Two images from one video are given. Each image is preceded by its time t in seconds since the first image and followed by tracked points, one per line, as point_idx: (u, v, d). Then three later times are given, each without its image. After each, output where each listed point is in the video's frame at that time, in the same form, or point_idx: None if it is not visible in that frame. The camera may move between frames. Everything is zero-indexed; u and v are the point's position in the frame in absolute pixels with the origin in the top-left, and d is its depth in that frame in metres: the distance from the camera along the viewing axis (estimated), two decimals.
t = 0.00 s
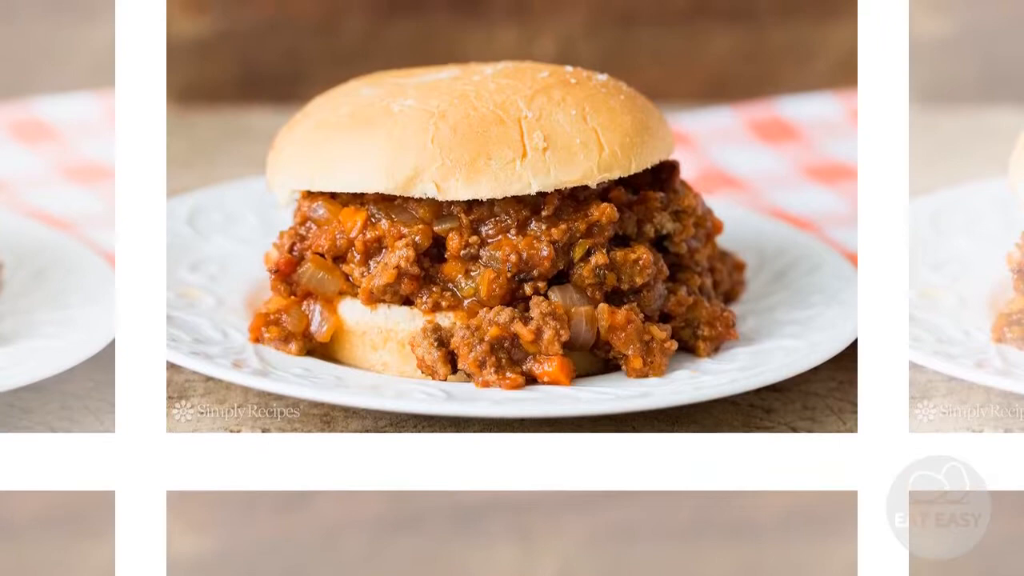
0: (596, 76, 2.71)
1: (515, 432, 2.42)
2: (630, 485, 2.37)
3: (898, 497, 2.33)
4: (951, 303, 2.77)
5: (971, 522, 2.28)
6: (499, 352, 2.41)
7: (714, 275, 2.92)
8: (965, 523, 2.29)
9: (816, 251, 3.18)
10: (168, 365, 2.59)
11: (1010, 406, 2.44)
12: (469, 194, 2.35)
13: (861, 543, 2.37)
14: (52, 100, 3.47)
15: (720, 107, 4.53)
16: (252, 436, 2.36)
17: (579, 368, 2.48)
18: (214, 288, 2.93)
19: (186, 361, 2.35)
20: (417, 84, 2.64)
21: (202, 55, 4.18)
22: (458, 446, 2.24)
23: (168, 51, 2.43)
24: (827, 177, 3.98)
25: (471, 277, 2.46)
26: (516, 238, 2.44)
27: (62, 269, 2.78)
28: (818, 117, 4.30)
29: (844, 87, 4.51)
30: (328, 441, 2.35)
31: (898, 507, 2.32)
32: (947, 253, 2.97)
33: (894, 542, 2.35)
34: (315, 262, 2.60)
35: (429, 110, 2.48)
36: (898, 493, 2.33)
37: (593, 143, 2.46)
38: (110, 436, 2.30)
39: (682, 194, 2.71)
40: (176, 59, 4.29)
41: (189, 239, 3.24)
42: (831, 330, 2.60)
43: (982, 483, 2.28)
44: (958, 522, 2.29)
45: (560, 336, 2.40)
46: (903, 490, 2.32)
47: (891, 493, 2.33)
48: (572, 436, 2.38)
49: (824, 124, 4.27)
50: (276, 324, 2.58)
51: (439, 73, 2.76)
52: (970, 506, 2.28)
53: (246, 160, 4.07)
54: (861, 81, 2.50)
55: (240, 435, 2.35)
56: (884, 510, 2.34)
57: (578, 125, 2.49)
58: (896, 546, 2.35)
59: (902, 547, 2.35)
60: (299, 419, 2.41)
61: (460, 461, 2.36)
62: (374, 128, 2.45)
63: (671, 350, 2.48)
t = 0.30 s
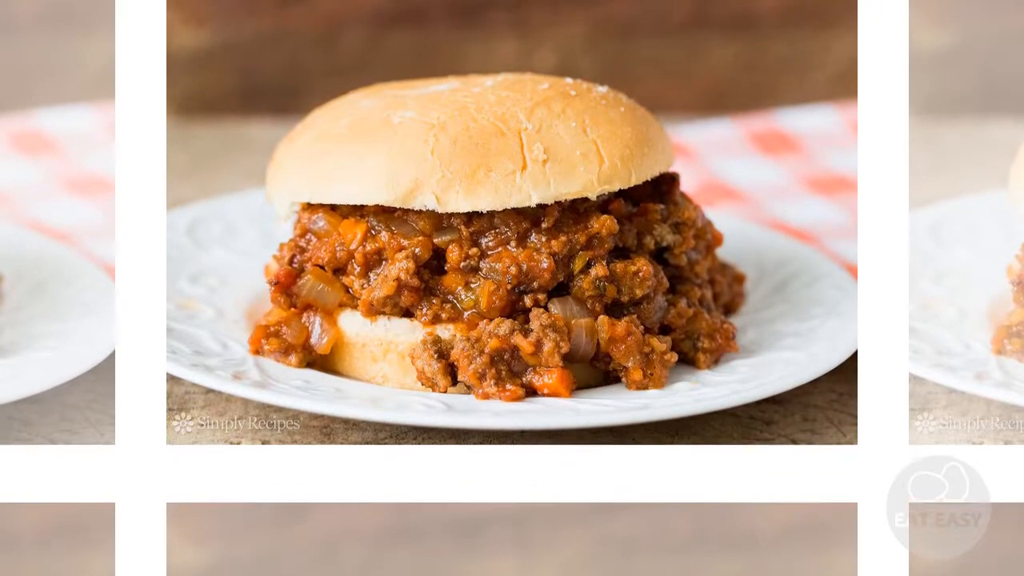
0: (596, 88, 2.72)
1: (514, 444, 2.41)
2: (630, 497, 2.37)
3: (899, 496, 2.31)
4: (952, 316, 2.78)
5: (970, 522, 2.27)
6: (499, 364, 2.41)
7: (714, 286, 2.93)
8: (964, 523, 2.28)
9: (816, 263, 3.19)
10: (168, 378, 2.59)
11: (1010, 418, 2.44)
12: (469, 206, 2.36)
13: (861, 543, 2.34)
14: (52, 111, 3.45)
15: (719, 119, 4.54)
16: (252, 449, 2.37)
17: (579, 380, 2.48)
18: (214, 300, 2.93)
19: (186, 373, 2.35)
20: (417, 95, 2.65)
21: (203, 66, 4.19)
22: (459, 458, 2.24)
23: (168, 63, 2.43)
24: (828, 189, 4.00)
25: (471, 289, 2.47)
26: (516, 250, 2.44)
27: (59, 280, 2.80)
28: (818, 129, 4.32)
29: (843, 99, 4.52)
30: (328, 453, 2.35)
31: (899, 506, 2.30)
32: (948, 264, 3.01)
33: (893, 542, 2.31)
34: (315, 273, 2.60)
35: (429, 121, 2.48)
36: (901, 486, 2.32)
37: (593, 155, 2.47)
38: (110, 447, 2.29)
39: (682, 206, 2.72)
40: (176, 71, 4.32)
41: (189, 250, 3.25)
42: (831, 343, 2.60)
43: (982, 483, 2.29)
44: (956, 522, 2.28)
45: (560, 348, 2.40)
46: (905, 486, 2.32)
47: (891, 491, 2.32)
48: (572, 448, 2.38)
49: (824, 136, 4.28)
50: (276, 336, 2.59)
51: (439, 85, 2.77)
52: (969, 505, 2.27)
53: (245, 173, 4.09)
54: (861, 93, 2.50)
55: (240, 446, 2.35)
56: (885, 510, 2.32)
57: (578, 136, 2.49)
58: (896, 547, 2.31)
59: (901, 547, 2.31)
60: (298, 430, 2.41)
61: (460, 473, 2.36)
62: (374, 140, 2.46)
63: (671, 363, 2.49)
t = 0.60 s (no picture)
0: (596, 100, 2.73)
1: (514, 456, 2.41)
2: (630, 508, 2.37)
3: (899, 495, 2.29)
4: (952, 329, 2.79)
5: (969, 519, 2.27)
6: (499, 375, 2.41)
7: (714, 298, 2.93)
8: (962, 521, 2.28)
9: (816, 274, 3.19)
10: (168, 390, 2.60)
11: (1010, 429, 2.45)
12: (469, 217, 2.36)
13: (861, 544, 2.34)
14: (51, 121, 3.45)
15: (719, 130, 4.55)
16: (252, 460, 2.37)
17: (579, 392, 2.48)
18: (215, 312, 2.93)
19: (186, 385, 2.35)
20: (417, 108, 2.65)
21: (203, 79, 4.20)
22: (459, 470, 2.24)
23: (168, 76, 2.44)
24: (828, 202, 4.00)
25: (471, 300, 2.47)
26: (516, 262, 2.45)
27: (60, 292, 2.81)
28: (818, 141, 4.33)
29: (843, 111, 4.53)
30: (329, 465, 2.35)
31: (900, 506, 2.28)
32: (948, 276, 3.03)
33: (894, 543, 2.28)
34: (315, 286, 2.60)
35: (429, 134, 2.49)
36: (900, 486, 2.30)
37: (593, 166, 2.47)
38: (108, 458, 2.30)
39: (682, 218, 2.72)
40: (177, 83, 4.33)
41: (189, 262, 3.25)
42: (831, 355, 2.60)
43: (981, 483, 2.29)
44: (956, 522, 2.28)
45: (560, 360, 2.40)
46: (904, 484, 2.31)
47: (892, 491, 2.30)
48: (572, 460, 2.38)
49: (823, 148, 4.29)
50: (276, 348, 2.59)
51: (439, 97, 2.78)
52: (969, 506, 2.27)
53: (245, 184, 4.10)
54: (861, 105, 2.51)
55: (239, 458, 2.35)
56: (885, 510, 2.28)
57: (578, 148, 2.50)
58: (896, 547, 2.29)
59: (901, 547, 2.30)
60: (298, 442, 2.41)
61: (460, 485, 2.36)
62: (375, 152, 2.47)
63: (671, 374, 2.48)
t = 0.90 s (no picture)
0: (596, 112, 2.74)
1: (514, 468, 2.41)
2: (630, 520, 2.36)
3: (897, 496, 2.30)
4: (952, 340, 2.80)
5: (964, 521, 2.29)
6: (499, 387, 2.41)
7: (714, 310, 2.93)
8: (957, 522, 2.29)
9: (816, 286, 3.20)
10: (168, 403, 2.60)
11: (1010, 441, 2.45)
12: (469, 229, 2.37)
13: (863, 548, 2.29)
14: (53, 134, 3.48)
15: (719, 142, 4.56)
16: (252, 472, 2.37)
17: (579, 404, 2.48)
18: (215, 324, 2.93)
19: (186, 397, 2.35)
20: (417, 120, 2.66)
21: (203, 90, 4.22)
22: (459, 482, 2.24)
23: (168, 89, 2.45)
24: (827, 214, 4.01)
25: (471, 312, 2.47)
26: (516, 274, 2.45)
27: (60, 304, 2.82)
28: (818, 154, 4.34)
29: (843, 122, 4.54)
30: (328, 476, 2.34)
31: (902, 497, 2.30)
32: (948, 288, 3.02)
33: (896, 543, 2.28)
34: (315, 297, 2.61)
35: (429, 146, 2.50)
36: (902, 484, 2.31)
37: (593, 178, 2.48)
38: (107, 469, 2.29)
39: (682, 230, 2.73)
40: (177, 95, 4.35)
41: (189, 274, 3.26)
42: (831, 367, 2.60)
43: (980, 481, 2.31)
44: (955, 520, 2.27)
45: (560, 372, 2.40)
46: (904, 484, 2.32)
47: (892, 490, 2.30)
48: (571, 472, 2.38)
49: (823, 160, 4.32)
50: (276, 360, 2.59)
51: (439, 109, 2.79)
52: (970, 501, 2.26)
53: (246, 196, 4.11)
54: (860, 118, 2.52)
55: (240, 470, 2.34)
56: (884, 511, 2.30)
57: (578, 160, 2.51)
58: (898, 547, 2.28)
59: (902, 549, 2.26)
60: (298, 454, 2.41)
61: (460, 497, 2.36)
62: (375, 164, 2.47)
63: (671, 386, 2.49)
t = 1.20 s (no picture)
0: (596, 124, 2.75)
1: (514, 480, 2.41)
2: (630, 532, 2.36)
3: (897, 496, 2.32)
4: (952, 352, 2.80)
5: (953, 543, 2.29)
6: (499, 399, 2.41)
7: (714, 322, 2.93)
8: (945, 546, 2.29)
9: (816, 298, 3.20)
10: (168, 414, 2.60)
11: (1010, 453, 2.45)
12: (469, 241, 2.37)
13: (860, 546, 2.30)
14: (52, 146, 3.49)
15: (720, 154, 4.57)
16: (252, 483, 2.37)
17: (579, 416, 2.48)
18: (215, 336, 2.94)
19: (186, 409, 2.36)
20: (417, 132, 2.67)
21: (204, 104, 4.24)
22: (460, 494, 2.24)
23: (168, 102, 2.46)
24: (827, 227, 4.02)
25: (471, 324, 2.47)
26: (516, 286, 2.45)
27: (60, 316, 2.82)
28: (818, 166, 4.35)
29: (843, 135, 4.54)
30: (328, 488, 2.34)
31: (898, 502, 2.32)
32: (948, 301, 3.03)
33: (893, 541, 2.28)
34: (315, 309, 2.61)
35: (430, 158, 2.50)
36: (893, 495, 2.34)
37: (593, 191, 2.48)
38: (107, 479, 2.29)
39: (682, 242, 2.73)
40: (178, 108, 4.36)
41: (189, 286, 3.26)
42: (831, 379, 2.60)
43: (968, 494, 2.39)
44: (956, 519, 2.31)
45: (560, 384, 2.40)
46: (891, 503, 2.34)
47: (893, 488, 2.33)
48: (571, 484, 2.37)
49: (824, 173, 4.33)
50: (276, 372, 2.59)
51: (439, 121, 2.80)
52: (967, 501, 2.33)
53: (246, 208, 4.12)
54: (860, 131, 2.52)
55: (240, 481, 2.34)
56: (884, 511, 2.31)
57: (578, 173, 2.51)
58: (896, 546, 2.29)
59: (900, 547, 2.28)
60: (298, 466, 2.41)
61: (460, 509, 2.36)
62: (375, 176, 2.48)
63: (671, 398, 2.49)
